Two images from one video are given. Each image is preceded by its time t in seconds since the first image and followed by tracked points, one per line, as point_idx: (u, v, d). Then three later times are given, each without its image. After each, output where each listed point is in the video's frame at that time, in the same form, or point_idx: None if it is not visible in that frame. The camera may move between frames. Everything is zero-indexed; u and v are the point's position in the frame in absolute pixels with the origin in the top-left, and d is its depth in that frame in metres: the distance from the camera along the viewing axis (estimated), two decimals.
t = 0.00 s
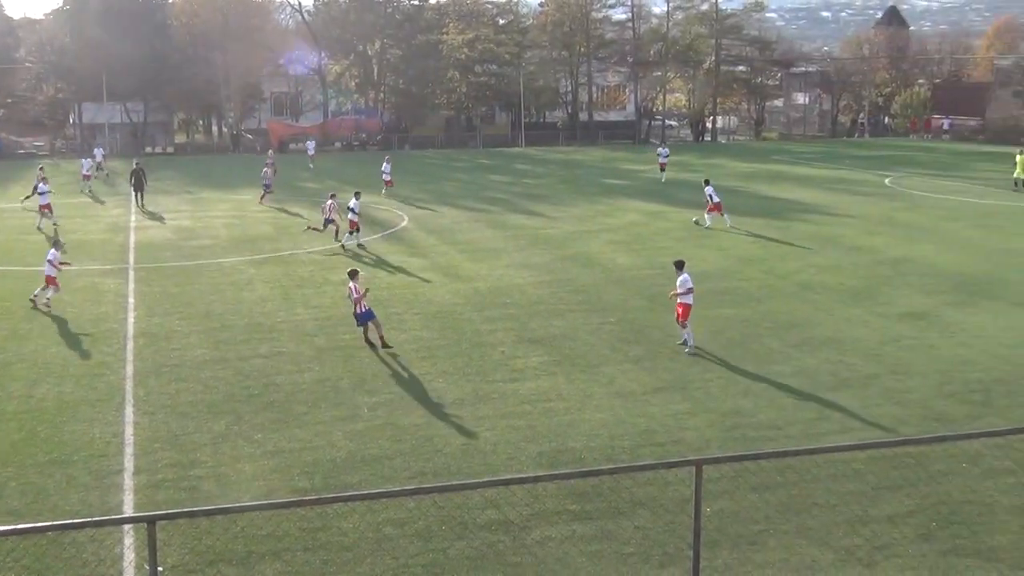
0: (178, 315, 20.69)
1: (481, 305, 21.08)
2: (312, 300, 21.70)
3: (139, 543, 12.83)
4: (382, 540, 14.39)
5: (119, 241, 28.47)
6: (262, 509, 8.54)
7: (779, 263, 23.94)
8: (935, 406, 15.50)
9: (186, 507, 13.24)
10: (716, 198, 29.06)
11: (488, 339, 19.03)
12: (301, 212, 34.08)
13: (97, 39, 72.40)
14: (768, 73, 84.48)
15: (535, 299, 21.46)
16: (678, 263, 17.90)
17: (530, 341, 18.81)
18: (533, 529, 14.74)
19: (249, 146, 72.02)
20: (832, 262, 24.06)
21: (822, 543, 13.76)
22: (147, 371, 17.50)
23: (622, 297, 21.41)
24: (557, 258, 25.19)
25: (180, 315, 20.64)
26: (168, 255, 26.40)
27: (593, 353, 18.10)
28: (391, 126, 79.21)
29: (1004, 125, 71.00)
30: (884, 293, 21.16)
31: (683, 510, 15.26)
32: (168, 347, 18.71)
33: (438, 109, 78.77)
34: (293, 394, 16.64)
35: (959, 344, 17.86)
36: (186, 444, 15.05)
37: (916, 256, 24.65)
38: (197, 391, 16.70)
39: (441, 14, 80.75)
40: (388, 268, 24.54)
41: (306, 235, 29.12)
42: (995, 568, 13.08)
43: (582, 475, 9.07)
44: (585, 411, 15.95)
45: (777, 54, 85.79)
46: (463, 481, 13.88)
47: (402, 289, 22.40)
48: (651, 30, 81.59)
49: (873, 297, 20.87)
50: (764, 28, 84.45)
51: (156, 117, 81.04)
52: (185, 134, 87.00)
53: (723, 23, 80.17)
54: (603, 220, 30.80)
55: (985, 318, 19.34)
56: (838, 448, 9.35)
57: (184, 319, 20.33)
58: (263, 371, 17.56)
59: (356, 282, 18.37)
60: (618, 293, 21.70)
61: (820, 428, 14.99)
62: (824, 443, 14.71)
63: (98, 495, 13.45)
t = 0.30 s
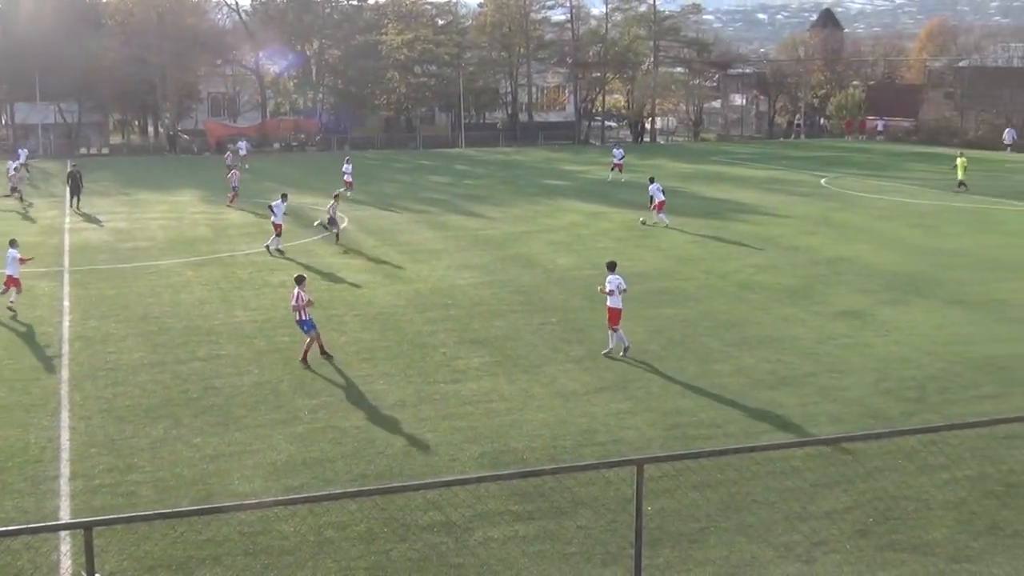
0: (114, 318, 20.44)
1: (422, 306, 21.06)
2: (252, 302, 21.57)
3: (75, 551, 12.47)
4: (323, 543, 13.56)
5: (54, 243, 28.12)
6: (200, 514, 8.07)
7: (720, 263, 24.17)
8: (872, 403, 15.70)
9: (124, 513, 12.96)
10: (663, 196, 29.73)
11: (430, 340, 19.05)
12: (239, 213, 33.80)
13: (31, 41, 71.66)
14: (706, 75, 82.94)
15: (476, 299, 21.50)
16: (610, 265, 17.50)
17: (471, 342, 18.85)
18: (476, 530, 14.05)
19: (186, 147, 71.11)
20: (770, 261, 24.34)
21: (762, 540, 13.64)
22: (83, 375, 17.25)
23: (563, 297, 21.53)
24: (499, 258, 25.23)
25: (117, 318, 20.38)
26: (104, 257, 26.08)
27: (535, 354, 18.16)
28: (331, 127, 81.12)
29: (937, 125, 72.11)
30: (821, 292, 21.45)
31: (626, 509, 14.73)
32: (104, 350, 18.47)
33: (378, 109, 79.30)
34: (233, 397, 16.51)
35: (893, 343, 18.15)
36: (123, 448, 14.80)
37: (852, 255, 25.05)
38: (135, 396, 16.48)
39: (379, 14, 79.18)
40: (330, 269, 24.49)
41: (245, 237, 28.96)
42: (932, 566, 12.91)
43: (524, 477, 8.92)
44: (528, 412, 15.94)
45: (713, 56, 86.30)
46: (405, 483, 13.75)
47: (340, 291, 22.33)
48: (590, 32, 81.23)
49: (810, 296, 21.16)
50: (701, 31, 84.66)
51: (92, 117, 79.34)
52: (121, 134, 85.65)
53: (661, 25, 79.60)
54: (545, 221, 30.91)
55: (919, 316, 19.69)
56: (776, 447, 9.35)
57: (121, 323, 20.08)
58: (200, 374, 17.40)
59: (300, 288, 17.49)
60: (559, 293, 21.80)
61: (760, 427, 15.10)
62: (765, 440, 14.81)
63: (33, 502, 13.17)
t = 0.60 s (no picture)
0: (73, 321, 20.24)
1: (385, 308, 21.04)
2: (213, 305, 21.45)
3: (35, 556, 12.27)
4: (286, 547, 13.21)
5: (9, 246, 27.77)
6: (159, 519, 7.73)
7: (683, 264, 24.32)
8: (833, 402, 15.84)
9: (84, 517, 12.79)
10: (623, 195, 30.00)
11: (392, 341, 19.05)
12: (200, 215, 33.59)
13: None
14: (666, 75, 85.17)
15: (438, 301, 21.51)
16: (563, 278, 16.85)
17: (434, 343, 18.87)
18: (440, 532, 13.75)
19: (145, 148, 70.97)
20: (731, 262, 24.50)
21: (725, 539, 13.63)
22: (41, 379, 17.07)
23: (526, 298, 21.59)
24: (462, 260, 25.25)
25: (75, 322, 20.19)
26: (61, 260, 25.80)
27: (498, 355, 18.21)
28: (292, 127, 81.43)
29: (896, 126, 72.78)
30: (781, 292, 21.61)
31: (588, 510, 14.45)
32: (63, 354, 18.31)
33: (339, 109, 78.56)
34: (194, 400, 16.42)
35: (852, 342, 18.32)
36: (83, 452, 14.65)
37: (812, 255, 25.28)
38: (94, 400, 16.35)
39: (340, 14, 78.92)
40: (292, 271, 24.41)
41: (205, 239, 28.77)
42: (894, 564, 12.94)
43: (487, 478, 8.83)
44: (492, 412, 15.97)
45: (672, 59, 87.04)
46: (368, 485, 13.73)
47: (301, 293, 22.28)
48: (551, 34, 81.14)
49: (771, 296, 21.31)
50: (662, 34, 85.11)
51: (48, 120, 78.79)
52: (79, 135, 84.93)
53: (621, 27, 79.94)
54: (508, 222, 30.96)
55: (878, 316, 19.89)
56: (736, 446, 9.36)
57: (80, 326, 19.92)
58: (160, 377, 17.29)
59: (249, 293, 17.08)
60: (522, 295, 21.85)
61: (722, 426, 15.20)
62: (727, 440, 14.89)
63: None
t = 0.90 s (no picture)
0: (66, 321, 20.23)
1: (378, 308, 21.04)
2: (206, 305, 21.44)
3: (29, 556, 12.22)
4: (280, 547, 13.17)
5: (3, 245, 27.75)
6: (152, 518, 7.79)
7: (677, 264, 24.34)
8: (827, 402, 15.85)
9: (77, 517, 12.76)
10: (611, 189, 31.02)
11: (387, 341, 19.05)
12: (193, 215, 33.56)
13: None
14: (658, 75, 84.90)
15: (432, 301, 21.51)
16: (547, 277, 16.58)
17: (429, 343, 18.87)
18: (433, 532, 13.72)
19: (137, 148, 70.90)
20: (725, 261, 24.53)
21: (718, 539, 13.63)
22: (34, 379, 17.06)
23: (519, 298, 21.60)
24: (455, 260, 25.25)
25: (68, 321, 20.18)
26: (54, 260, 25.78)
27: (491, 355, 18.22)
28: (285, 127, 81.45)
29: (889, 126, 72.86)
30: (775, 292, 21.61)
31: (583, 510, 14.45)
32: (56, 353, 18.29)
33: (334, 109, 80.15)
34: (188, 400, 16.40)
35: (846, 342, 18.33)
36: (75, 452, 14.62)
37: (805, 255, 25.31)
38: (87, 400, 16.33)
39: (333, 15, 79.94)
40: (285, 271, 24.40)
41: (198, 238, 28.75)
42: (888, 564, 12.95)
43: (482, 478, 8.84)
44: (486, 411, 15.97)
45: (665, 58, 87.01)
46: (361, 485, 13.71)
47: (294, 293, 22.28)
48: (544, 33, 80.95)
49: (765, 296, 21.33)
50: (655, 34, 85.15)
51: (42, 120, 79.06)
52: (72, 135, 85.00)
53: (614, 27, 80.12)
54: (501, 222, 30.98)
55: (871, 315, 19.90)
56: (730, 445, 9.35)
57: (73, 326, 19.89)
58: (154, 377, 17.28)
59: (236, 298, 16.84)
60: (516, 295, 21.85)
61: (715, 426, 15.20)
62: (721, 440, 14.91)
63: None
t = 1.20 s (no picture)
0: (65, 319, 20.24)
1: (378, 307, 21.02)
2: (206, 304, 21.43)
3: (28, 555, 12.20)
4: (279, 546, 13.16)
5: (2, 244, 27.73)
6: (153, 518, 7.82)
7: (676, 263, 24.32)
8: (825, 401, 15.86)
9: (77, 516, 12.77)
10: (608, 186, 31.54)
11: (386, 340, 19.04)
12: (192, 214, 33.49)
13: None
14: (658, 74, 84.58)
15: (432, 300, 21.51)
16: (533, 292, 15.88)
17: (428, 342, 18.87)
18: (432, 530, 13.71)
19: (137, 147, 70.84)
20: (724, 260, 24.50)
21: (717, 539, 13.63)
22: (34, 378, 17.07)
23: (519, 297, 21.58)
24: (454, 259, 25.22)
25: (67, 320, 20.15)
26: (54, 259, 25.76)
27: (491, 354, 18.22)
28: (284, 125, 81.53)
29: (889, 125, 72.80)
30: (775, 291, 21.60)
31: (583, 509, 14.43)
32: (55, 352, 18.28)
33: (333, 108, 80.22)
34: (188, 399, 16.39)
35: (846, 342, 18.31)
36: (75, 452, 14.60)
37: (805, 254, 25.29)
38: (87, 398, 16.36)
39: (333, 14, 79.61)
40: (284, 270, 24.36)
41: (198, 237, 28.73)
42: (887, 563, 12.95)
43: (481, 477, 8.88)
44: (484, 411, 15.96)
45: (665, 57, 86.91)
46: (360, 484, 13.72)
47: (294, 292, 22.26)
48: (543, 32, 80.99)
49: (764, 295, 21.32)
50: (656, 33, 85.03)
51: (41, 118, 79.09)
52: (71, 134, 85.00)
53: (614, 26, 79.90)
54: (500, 221, 30.95)
55: (870, 315, 19.88)
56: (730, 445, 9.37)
57: (72, 325, 19.85)
58: (153, 376, 17.27)
59: (238, 297, 16.85)
60: (515, 294, 21.83)
61: (715, 425, 15.21)
62: (719, 439, 14.91)
63: None
